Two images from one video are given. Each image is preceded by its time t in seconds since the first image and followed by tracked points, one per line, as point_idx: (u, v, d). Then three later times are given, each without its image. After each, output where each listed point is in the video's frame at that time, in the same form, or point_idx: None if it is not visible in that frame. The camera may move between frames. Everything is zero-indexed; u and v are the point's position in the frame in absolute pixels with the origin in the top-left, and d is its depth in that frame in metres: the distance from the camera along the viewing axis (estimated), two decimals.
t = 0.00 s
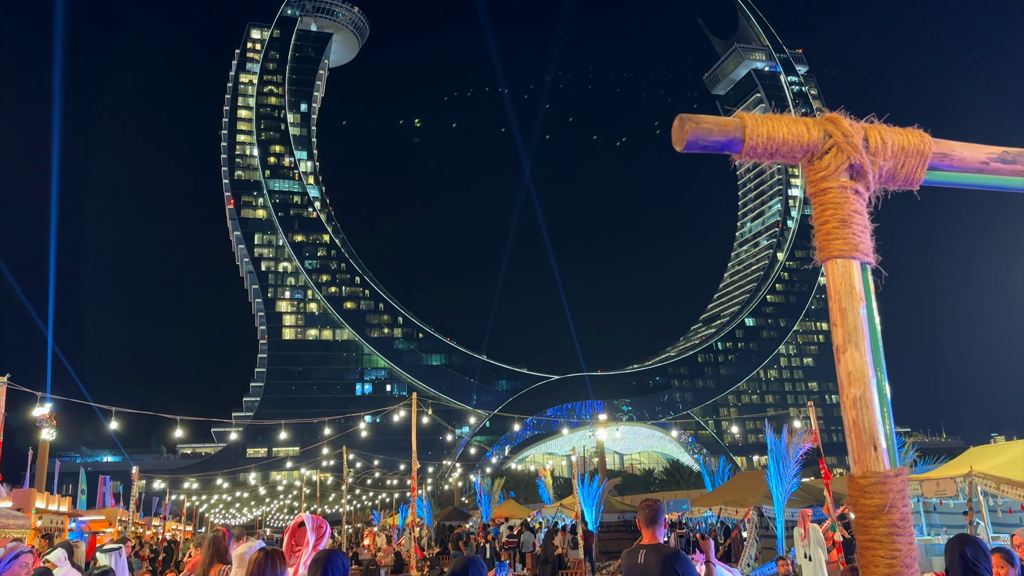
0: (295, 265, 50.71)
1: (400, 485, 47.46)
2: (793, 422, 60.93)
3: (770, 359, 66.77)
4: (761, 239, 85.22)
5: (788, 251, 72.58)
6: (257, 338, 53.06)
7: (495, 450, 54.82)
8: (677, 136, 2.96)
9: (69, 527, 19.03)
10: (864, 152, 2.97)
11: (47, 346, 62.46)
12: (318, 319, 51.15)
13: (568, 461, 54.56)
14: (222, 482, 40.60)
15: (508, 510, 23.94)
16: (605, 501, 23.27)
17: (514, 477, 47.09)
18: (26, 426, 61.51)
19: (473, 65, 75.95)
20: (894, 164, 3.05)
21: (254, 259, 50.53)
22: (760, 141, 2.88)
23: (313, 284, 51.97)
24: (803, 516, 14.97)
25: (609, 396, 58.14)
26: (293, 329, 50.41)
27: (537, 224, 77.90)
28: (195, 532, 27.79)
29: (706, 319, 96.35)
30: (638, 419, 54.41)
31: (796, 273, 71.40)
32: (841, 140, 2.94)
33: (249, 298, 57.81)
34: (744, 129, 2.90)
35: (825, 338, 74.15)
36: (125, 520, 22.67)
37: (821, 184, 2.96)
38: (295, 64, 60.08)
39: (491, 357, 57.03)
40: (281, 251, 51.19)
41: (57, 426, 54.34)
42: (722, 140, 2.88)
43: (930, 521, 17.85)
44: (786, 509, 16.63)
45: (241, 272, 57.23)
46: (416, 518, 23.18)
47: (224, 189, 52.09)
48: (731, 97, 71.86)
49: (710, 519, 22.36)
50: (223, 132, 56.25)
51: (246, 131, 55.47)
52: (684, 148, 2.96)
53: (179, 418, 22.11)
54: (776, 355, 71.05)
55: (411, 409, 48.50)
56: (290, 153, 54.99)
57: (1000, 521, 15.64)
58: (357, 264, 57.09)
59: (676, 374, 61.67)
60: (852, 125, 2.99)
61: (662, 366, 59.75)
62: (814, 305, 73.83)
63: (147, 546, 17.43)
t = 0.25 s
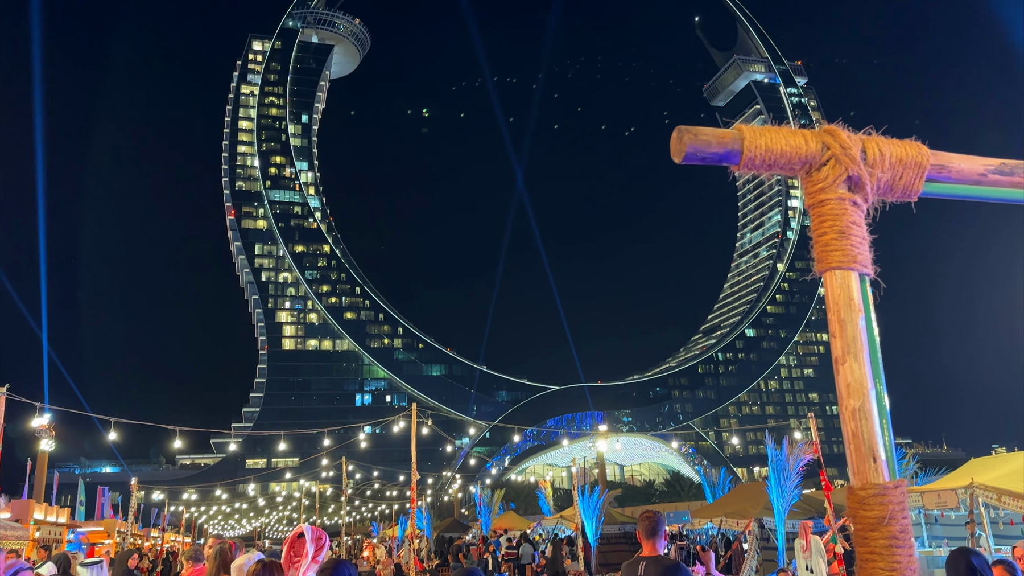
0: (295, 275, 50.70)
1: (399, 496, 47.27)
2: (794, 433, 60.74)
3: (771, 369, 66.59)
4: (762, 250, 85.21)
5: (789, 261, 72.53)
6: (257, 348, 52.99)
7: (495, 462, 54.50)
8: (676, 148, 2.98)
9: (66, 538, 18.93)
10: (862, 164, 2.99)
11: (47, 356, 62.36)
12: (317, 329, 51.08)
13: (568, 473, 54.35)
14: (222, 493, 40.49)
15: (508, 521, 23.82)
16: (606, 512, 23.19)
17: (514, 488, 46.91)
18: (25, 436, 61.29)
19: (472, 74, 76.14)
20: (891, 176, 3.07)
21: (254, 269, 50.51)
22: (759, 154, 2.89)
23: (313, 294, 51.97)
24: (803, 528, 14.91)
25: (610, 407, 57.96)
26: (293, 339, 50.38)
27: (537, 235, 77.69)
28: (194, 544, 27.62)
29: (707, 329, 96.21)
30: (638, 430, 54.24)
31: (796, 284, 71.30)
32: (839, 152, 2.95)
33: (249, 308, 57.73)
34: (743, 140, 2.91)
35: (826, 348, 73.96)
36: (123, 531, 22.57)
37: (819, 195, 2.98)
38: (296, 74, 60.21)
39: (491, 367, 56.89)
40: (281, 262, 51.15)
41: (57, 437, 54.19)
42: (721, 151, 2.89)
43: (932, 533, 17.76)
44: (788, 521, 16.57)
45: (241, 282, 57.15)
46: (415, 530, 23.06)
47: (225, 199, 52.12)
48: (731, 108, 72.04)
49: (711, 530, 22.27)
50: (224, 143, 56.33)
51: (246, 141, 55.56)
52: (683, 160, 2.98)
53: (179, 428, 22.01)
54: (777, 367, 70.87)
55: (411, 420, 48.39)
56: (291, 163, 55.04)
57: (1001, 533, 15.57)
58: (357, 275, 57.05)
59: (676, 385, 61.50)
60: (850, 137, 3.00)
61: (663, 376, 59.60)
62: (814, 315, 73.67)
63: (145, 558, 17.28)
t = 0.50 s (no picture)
0: (295, 284, 50.75)
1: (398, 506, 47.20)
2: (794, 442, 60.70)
3: (771, 379, 66.62)
4: (761, 259, 85.36)
5: (788, 271, 72.64)
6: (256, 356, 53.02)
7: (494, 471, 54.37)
8: (673, 159, 3.00)
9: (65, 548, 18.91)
10: (858, 174, 3.01)
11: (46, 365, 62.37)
12: (317, 338, 51.14)
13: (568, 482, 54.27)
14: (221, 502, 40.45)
15: (507, 531, 23.78)
16: (605, 522, 23.19)
17: (513, 498, 46.86)
18: (24, 445, 61.21)
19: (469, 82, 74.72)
20: (887, 186, 3.09)
21: (253, 277, 50.55)
22: (755, 164, 2.91)
23: (313, 303, 51.97)
24: (804, 538, 14.88)
25: (610, 416, 57.92)
26: (292, 348, 50.42)
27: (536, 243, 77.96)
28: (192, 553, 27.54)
29: (706, 338, 96.20)
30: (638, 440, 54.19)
31: (796, 293, 71.39)
32: (837, 160, 2.97)
33: (249, 317, 57.75)
34: (739, 151, 2.93)
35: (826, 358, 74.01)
36: (123, 541, 22.55)
37: (816, 205, 3.00)
38: (297, 84, 60.41)
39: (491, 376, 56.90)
40: (281, 270, 51.19)
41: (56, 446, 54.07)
42: (717, 162, 2.91)
43: (931, 543, 17.75)
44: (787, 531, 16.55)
45: (241, 290, 57.22)
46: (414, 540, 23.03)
47: (225, 208, 52.22)
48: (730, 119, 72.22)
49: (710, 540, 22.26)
50: (224, 152, 56.49)
51: (247, 150, 55.75)
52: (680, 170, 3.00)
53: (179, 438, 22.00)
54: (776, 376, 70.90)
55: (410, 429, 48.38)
56: (292, 172, 55.20)
57: (1001, 543, 15.59)
58: (357, 283, 57.12)
59: (676, 394, 61.49)
60: (846, 148, 3.02)
61: (662, 386, 59.60)
62: (814, 325, 73.79)
63: (144, 567, 17.26)
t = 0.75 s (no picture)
0: (295, 290, 50.71)
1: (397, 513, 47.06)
2: (793, 450, 60.57)
3: (771, 386, 66.49)
4: (761, 266, 85.35)
5: (789, 277, 72.60)
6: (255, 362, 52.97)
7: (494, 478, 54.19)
8: (668, 167, 3.02)
9: (62, 555, 18.81)
10: (853, 182, 3.03)
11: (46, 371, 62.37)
12: (316, 344, 51.11)
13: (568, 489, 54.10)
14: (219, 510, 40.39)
15: (507, 538, 23.71)
16: (605, 529, 23.07)
17: (513, 505, 46.72)
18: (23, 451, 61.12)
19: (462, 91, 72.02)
20: (882, 194, 3.10)
21: (253, 284, 50.50)
22: (750, 170, 2.93)
23: (313, 309, 51.93)
24: (804, 546, 14.81)
25: (609, 423, 57.80)
26: (292, 355, 50.41)
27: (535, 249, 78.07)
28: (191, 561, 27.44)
29: (706, 345, 96.13)
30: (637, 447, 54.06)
31: (796, 300, 71.35)
32: (831, 169, 2.99)
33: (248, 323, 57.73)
34: (733, 158, 2.96)
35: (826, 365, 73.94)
36: (122, 548, 22.49)
37: (810, 212, 3.02)
38: (298, 90, 60.42)
39: (491, 382, 56.75)
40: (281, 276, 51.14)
41: (55, 452, 53.90)
42: (711, 169, 2.94)
43: (932, 551, 17.68)
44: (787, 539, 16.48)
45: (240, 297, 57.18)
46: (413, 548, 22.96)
47: (225, 214, 52.20)
48: (730, 126, 72.18)
49: (709, 549, 22.19)
50: (224, 159, 56.49)
51: (247, 157, 55.78)
52: (675, 178, 3.02)
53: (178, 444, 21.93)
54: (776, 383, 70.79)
55: (410, 435, 48.27)
56: (291, 179, 55.19)
57: (1002, 550, 15.52)
58: (356, 289, 57.12)
59: (676, 401, 61.36)
60: (840, 155, 3.04)
61: (662, 393, 59.50)
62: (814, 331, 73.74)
63: None
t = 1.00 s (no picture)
0: (295, 295, 50.64)
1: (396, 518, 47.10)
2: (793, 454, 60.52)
3: (769, 391, 66.51)
4: (758, 272, 85.52)
5: (787, 282, 72.67)
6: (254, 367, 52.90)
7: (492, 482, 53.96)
8: (667, 170, 3.87)
9: (59, 559, 18.63)
10: (847, 187, 3.88)
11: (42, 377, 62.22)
12: (316, 348, 51.27)
13: (566, 492, 54.00)
14: (218, 515, 40.55)
15: (506, 543, 23.72)
16: (604, 535, 22.98)
17: (512, 510, 46.69)
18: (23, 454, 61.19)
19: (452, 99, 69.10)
20: (874, 199, 3.97)
21: (253, 288, 50.30)
22: (745, 174, 3.79)
23: (313, 314, 51.91)
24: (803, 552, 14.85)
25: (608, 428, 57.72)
26: (291, 359, 50.46)
27: (532, 253, 78.11)
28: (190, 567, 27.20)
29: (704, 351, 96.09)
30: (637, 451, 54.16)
31: (795, 305, 71.33)
32: (826, 174, 3.84)
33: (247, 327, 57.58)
34: (731, 163, 3.79)
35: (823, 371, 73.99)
36: (118, 551, 22.34)
37: (808, 215, 3.86)
38: (297, 94, 60.39)
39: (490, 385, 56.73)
40: (281, 281, 51.04)
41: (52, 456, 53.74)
42: (708, 172, 3.78)
43: (930, 557, 17.76)
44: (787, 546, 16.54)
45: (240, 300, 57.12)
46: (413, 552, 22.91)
47: (224, 218, 52.03)
48: (729, 131, 72.05)
49: (709, 554, 22.24)
50: (223, 163, 56.47)
51: (246, 160, 55.93)
52: (674, 180, 3.86)
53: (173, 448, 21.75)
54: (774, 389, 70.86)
55: (409, 440, 48.26)
56: (291, 183, 55.17)
57: (1000, 556, 15.59)
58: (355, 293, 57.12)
59: (675, 406, 61.37)
60: (834, 166, 3.90)
61: (661, 398, 59.47)
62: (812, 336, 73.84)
63: None
